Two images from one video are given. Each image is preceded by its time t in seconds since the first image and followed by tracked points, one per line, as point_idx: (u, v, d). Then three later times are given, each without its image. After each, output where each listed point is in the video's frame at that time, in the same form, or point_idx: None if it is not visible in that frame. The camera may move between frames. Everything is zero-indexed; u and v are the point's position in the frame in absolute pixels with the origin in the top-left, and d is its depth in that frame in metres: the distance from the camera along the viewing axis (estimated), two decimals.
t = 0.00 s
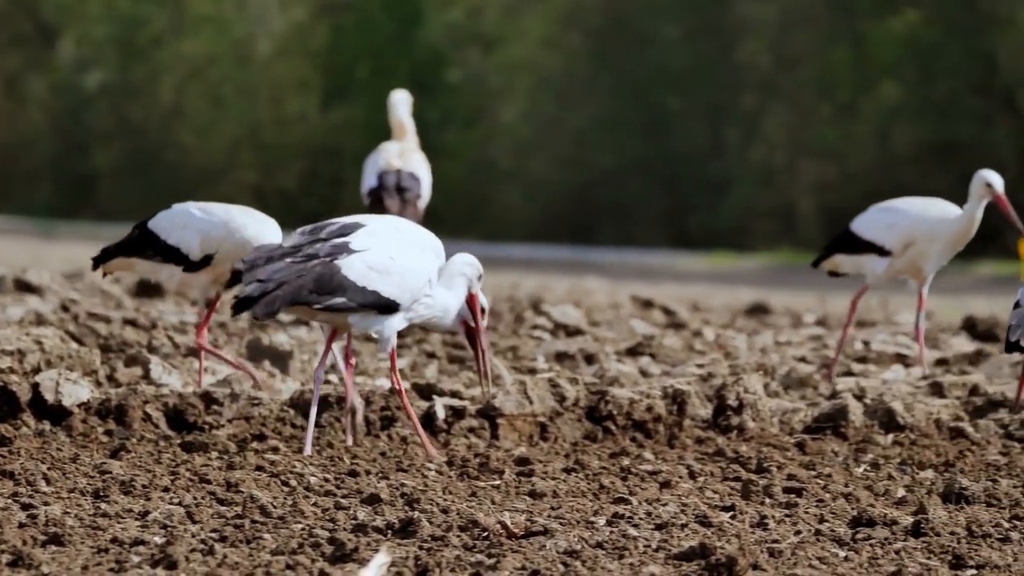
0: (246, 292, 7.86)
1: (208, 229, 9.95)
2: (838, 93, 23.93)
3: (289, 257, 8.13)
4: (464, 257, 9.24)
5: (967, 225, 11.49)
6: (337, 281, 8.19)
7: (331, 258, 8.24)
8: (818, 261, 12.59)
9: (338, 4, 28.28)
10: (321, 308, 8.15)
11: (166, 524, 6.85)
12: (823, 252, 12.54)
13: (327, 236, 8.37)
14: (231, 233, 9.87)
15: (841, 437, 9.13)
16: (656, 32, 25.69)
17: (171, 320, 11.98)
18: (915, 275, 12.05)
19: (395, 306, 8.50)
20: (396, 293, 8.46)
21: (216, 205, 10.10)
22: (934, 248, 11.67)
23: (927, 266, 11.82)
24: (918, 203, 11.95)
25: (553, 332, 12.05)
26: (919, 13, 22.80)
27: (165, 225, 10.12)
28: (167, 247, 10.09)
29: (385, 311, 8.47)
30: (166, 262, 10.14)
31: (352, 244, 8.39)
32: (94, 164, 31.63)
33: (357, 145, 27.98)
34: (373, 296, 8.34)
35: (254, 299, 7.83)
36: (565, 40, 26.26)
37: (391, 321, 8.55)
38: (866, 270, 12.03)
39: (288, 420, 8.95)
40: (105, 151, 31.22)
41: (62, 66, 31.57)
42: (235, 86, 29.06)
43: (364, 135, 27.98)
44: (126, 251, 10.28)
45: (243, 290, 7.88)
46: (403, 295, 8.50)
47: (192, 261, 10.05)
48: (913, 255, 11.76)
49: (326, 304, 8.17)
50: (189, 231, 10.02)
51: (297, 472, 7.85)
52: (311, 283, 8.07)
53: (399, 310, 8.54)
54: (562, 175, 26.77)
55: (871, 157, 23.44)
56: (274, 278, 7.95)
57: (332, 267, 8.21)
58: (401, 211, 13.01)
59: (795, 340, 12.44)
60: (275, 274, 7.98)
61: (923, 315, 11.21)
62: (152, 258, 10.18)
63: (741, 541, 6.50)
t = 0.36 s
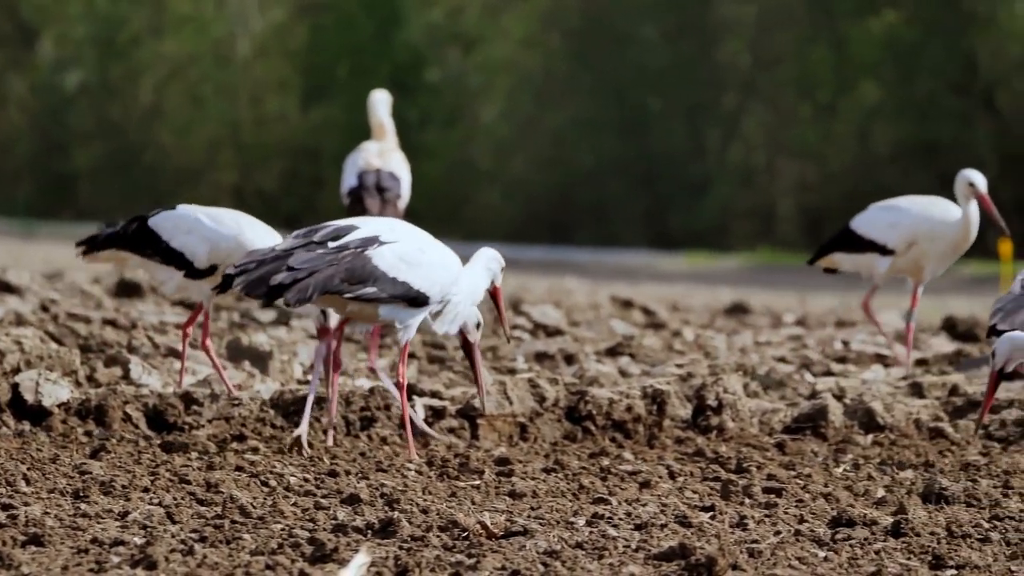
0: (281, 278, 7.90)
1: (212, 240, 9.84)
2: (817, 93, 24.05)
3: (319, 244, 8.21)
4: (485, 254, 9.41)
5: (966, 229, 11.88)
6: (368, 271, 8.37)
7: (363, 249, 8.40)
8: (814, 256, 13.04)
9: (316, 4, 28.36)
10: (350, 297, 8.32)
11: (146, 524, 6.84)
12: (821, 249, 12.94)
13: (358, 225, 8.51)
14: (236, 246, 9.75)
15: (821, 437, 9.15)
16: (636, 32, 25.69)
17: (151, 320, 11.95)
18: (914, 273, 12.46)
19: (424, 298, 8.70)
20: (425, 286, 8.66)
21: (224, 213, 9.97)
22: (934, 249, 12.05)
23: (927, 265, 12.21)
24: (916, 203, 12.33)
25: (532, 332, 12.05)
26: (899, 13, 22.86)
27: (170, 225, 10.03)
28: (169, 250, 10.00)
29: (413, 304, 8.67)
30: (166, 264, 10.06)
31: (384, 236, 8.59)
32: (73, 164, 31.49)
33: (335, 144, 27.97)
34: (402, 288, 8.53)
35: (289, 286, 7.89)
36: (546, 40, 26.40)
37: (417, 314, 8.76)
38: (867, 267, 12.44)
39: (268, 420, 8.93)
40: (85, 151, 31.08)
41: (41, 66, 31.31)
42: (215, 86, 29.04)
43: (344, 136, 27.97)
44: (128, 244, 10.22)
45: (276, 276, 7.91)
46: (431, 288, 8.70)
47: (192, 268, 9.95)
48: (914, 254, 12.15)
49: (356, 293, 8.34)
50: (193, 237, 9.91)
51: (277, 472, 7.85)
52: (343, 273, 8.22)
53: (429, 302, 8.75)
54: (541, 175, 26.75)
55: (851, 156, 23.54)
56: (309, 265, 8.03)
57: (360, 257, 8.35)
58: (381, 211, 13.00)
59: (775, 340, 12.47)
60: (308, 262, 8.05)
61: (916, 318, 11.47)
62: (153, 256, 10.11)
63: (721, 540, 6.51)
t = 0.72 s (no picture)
0: (302, 279, 7.95)
1: (218, 254, 9.68)
2: (797, 94, 24.10)
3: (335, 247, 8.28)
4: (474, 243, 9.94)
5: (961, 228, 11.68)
6: (387, 272, 8.45)
7: (381, 250, 8.49)
8: (812, 268, 12.83)
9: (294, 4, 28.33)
10: (371, 297, 8.39)
11: (125, 524, 6.82)
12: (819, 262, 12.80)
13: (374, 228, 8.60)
14: (239, 268, 9.64)
15: (800, 437, 9.15)
16: (617, 32, 25.68)
17: (131, 320, 11.91)
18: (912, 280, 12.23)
19: (440, 298, 8.77)
20: (441, 286, 8.73)
21: (234, 228, 9.81)
22: (930, 250, 11.85)
23: (925, 268, 12.00)
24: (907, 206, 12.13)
25: (511, 332, 12.04)
26: (878, 13, 22.84)
27: (178, 224, 9.87)
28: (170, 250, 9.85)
29: (429, 303, 8.73)
30: (165, 262, 9.92)
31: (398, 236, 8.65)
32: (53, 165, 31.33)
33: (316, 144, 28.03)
34: (421, 288, 8.61)
35: (310, 288, 7.93)
36: (523, 40, 26.34)
37: (430, 313, 8.79)
38: (863, 274, 12.25)
39: (248, 420, 8.90)
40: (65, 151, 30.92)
41: (20, 66, 31.06)
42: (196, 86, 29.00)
43: (325, 135, 27.92)
44: (129, 228, 10.03)
45: (297, 279, 7.95)
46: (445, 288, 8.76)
47: (189, 274, 9.81)
48: (910, 257, 11.94)
49: (376, 294, 8.41)
50: (199, 244, 9.76)
51: (257, 472, 7.83)
52: (363, 274, 8.29)
53: (442, 301, 8.80)
54: (520, 174, 26.88)
55: (830, 156, 23.71)
56: (328, 267, 8.09)
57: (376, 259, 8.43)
58: (361, 211, 12.99)
59: (755, 340, 12.48)
60: (327, 264, 8.10)
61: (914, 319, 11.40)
62: (152, 249, 9.95)
63: (700, 540, 6.51)
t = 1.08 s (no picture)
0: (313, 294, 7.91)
1: (215, 256, 9.63)
2: (774, 94, 24.23)
3: (343, 255, 8.23)
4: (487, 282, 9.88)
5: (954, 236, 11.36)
6: (395, 283, 8.44)
7: (388, 261, 8.47)
8: (806, 274, 12.71)
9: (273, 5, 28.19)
10: (377, 309, 8.39)
11: (102, 525, 6.80)
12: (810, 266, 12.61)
13: (381, 230, 8.62)
14: (235, 270, 9.64)
15: (777, 437, 9.18)
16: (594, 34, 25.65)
17: (108, 320, 11.88)
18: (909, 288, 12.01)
19: (447, 306, 8.82)
20: (448, 293, 8.79)
21: (226, 227, 9.76)
22: (925, 258, 11.62)
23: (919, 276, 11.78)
24: (911, 212, 11.86)
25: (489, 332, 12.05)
26: (856, 14, 22.98)
27: (173, 223, 9.72)
28: (164, 248, 9.72)
29: (436, 311, 8.78)
30: (156, 259, 9.79)
31: (404, 243, 8.67)
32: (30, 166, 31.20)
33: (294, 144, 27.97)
34: (428, 296, 8.65)
35: (322, 305, 7.89)
36: (500, 41, 26.35)
37: (436, 321, 8.86)
38: (858, 280, 12.10)
39: (225, 421, 8.88)
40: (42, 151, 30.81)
41: None
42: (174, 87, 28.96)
43: (303, 136, 27.88)
44: (120, 222, 9.80)
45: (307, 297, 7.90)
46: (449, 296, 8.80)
47: (183, 274, 9.73)
48: (904, 265, 11.76)
49: (383, 306, 8.41)
50: (195, 245, 9.66)
51: (234, 472, 7.82)
52: (371, 287, 8.28)
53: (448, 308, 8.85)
54: (498, 176, 26.94)
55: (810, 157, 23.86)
56: (337, 283, 8.05)
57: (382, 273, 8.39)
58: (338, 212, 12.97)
59: (732, 341, 12.51)
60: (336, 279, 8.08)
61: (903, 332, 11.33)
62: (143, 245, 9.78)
63: (678, 541, 6.52)
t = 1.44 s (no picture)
0: (327, 270, 8.07)
1: (202, 247, 9.57)
2: (751, 97, 24.30)
3: (335, 244, 8.30)
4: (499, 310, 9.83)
5: (944, 243, 11.33)
6: (409, 278, 8.41)
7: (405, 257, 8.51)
8: (799, 269, 12.79)
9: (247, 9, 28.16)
10: (391, 302, 8.34)
11: (80, 528, 6.78)
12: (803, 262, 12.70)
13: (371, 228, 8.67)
14: (225, 257, 9.53)
15: (755, 441, 9.19)
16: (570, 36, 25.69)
17: (86, 324, 11.85)
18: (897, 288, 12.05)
19: (456, 313, 8.69)
20: (461, 302, 8.69)
21: (210, 220, 9.72)
22: (914, 263, 11.62)
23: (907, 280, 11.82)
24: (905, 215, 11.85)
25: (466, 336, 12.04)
26: (832, 18, 23.14)
27: (155, 225, 9.72)
28: (151, 253, 9.69)
29: (443, 317, 8.64)
30: (147, 265, 9.74)
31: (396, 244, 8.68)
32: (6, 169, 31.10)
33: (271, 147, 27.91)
34: (439, 298, 8.54)
35: (333, 278, 8.03)
36: (478, 43, 26.37)
37: (443, 327, 8.70)
38: (848, 279, 12.18)
39: (203, 425, 8.85)
40: (19, 155, 30.73)
41: None
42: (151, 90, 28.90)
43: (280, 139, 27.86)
44: (102, 241, 9.81)
45: (322, 269, 8.08)
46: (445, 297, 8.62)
47: (175, 273, 9.66)
48: (893, 268, 11.79)
49: (396, 300, 8.35)
50: (181, 242, 9.62)
51: (212, 476, 7.80)
52: (387, 276, 8.27)
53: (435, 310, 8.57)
54: (476, 180, 26.97)
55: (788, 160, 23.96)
56: (353, 262, 8.16)
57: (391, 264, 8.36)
58: (315, 215, 12.95)
59: (709, 344, 12.53)
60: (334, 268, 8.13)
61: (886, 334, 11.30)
62: (130, 255, 9.77)
63: (655, 544, 6.52)
